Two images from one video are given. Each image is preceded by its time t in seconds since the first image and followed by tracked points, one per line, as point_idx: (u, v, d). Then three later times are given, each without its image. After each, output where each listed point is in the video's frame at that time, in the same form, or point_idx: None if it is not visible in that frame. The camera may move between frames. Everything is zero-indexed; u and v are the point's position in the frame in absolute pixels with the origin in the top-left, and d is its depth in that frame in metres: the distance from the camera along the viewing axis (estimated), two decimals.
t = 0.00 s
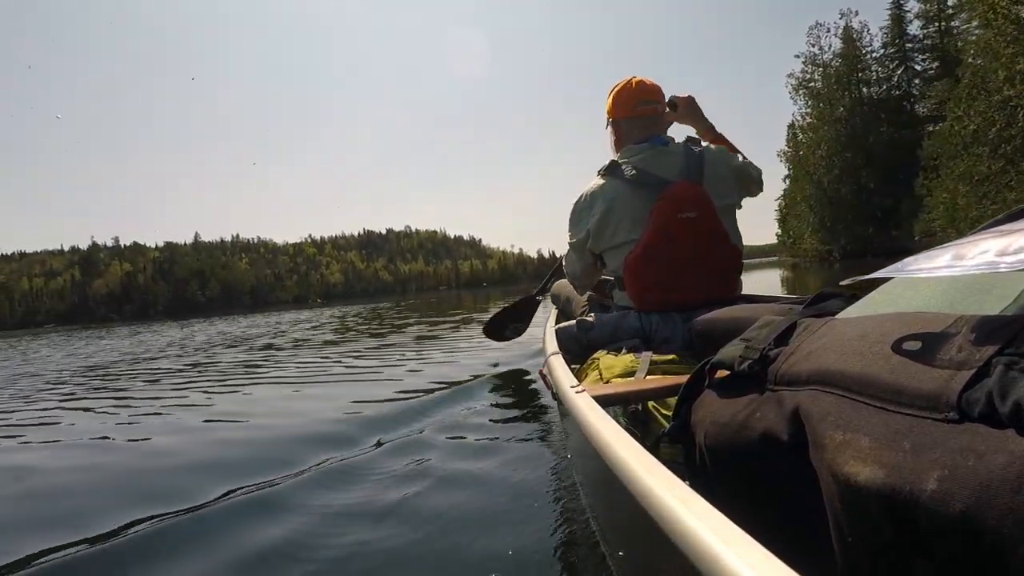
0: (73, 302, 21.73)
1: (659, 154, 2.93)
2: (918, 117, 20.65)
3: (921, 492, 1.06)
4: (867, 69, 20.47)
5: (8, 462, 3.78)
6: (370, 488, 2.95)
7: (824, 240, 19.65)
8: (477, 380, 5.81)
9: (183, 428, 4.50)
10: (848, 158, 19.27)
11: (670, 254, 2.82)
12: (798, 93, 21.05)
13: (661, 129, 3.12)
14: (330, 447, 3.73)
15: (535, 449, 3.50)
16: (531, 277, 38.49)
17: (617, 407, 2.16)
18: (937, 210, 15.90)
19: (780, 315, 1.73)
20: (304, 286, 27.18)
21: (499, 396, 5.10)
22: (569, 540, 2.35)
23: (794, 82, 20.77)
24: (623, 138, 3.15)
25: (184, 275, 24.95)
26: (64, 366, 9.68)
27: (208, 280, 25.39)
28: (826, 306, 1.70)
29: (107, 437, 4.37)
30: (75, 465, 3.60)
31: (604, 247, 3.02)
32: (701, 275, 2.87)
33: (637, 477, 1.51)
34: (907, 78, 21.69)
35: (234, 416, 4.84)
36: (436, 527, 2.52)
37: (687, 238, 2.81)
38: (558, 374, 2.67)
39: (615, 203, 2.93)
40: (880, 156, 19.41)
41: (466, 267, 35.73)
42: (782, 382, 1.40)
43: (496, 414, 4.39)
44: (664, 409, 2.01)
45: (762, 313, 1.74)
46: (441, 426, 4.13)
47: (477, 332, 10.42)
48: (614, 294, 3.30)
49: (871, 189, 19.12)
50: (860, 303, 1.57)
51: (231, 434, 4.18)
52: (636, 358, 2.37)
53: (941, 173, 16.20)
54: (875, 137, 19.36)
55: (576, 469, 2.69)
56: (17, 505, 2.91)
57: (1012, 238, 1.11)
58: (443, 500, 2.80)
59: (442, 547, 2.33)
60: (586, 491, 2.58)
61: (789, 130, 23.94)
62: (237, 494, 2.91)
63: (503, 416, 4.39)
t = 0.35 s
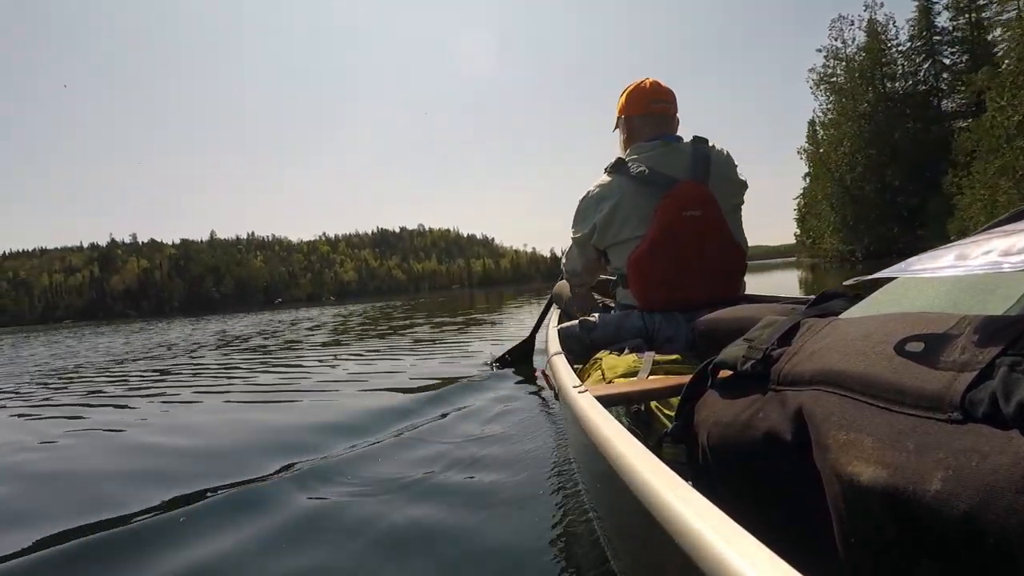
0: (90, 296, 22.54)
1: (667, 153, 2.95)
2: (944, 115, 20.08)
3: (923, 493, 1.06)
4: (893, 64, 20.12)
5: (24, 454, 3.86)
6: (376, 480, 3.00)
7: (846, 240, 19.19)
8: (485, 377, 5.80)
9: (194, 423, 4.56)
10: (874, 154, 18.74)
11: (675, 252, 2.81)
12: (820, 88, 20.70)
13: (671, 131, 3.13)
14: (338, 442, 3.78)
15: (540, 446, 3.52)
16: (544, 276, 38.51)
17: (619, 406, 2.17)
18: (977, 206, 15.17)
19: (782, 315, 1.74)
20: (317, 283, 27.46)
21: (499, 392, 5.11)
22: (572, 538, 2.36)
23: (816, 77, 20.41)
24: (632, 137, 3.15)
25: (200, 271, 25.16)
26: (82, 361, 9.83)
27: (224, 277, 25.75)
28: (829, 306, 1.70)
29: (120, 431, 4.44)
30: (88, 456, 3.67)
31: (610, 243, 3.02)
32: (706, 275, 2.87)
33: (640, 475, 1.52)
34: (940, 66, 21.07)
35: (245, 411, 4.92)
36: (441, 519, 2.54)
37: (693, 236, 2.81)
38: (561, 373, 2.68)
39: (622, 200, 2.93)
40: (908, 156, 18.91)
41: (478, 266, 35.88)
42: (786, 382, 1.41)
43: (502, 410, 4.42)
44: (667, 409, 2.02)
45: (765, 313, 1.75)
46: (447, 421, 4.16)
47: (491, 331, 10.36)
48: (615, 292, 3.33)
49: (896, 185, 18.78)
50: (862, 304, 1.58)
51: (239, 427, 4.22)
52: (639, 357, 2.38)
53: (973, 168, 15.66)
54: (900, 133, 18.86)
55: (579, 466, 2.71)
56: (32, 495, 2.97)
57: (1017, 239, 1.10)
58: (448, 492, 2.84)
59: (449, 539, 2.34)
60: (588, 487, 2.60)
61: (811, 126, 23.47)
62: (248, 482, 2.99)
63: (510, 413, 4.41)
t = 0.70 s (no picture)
0: (103, 296, 22.89)
1: (677, 152, 2.96)
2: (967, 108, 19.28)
3: (930, 493, 1.05)
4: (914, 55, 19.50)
5: (38, 456, 3.93)
6: (369, 478, 3.05)
7: (865, 237, 19.05)
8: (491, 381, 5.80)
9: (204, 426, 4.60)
10: (894, 150, 18.20)
11: (681, 249, 2.81)
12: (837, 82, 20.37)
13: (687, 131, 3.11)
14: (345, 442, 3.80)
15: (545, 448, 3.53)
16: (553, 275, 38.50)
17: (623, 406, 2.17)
18: (1013, 199, 13.92)
19: (787, 315, 1.74)
20: (327, 283, 27.61)
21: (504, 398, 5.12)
22: (576, 539, 2.37)
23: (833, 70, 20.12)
24: (648, 135, 3.15)
25: (211, 271, 25.28)
26: (96, 361, 9.94)
27: (235, 277, 25.97)
28: (834, 306, 1.69)
29: (132, 433, 4.49)
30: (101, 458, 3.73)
31: (617, 233, 3.01)
32: (711, 276, 2.87)
33: (644, 475, 1.53)
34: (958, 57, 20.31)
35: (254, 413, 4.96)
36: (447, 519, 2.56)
37: (700, 235, 2.81)
38: (565, 373, 2.69)
39: (630, 192, 2.92)
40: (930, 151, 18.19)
41: (487, 266, 35.94)
42: (791, 382, 1.41)
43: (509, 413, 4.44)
44: (671, 409, 2.03)
45: (769, 313, 1.74)
46: (452, 424, 4.18)
47: (501, 332, 10.30)
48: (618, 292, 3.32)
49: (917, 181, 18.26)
50: (867, 304, 1.57)
51: (249, 429, 4.26)
52: (644, 358, 2.38)
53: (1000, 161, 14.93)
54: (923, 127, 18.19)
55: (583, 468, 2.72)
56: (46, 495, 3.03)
57: None
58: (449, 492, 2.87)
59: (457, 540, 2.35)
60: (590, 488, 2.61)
61: (827, 121, 23.07)
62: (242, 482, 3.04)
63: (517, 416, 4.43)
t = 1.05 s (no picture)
0: (115, 306, 23.19)
1: (684, 153, 2.94)
2: (988, 87, 17.86)
3: (937, 492, 1.05)
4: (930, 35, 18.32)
5: (54, 472, 4.01)
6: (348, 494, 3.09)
7: (883, 226, 18.86)
8: (500, 386, 5.80)
9: (216, 436, 4.67)
10: (910, 136, 17.49)
11: (689, 253, 2.82)
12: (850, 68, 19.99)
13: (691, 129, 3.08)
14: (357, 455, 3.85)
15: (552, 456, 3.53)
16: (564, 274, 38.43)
17: (627, 407, 2.18)
18: None
19: (793, 315, 1.73)
20: (336, 287, 27.74)
21: (512, 403, 5.13)
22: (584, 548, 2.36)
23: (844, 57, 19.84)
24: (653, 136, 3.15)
25: (221, 278, 25.47)
26: (111, 370, 10.07)
27: (243, 283, 26.20)
28: (840, 305, 1.69)
29: (147, 445, 4.56)
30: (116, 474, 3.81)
31: (633, 221, 2.88)
32: (719, 278, 2.88)
33: (649, 477, 1.53)
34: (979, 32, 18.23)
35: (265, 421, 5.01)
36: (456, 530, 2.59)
37: (707, 237, 2.81)
38: (568, 373, 2.69)
39: (644, 189, 2.85)
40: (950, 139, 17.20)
41: (496, 266, 36.04)
42: (796, 383, 1.42)
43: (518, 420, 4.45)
44: (675, 409, 2.04)
45: (774, 313, 1.75)
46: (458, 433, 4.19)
47: (511, 332, 10.24)
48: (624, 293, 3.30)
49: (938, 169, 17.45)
50: (872, 304, 1.57)
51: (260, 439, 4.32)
52: (647, 359, 2.38)
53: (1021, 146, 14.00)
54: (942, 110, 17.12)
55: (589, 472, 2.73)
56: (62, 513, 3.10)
57: None
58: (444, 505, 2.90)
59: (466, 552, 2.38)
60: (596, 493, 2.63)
61: (839, 109, 22.61)
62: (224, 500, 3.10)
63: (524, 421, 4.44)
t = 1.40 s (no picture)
0: (119, 312, 23.39)
1: (675, 155, 2.94)
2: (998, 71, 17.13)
3: (938, 492, 1.05)
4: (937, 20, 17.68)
5: (62, 490, 4.06)
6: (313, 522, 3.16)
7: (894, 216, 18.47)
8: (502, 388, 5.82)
9: (220, 446, 4.72)
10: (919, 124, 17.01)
11: (685, 255, 2.83)
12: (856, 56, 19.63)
13: (678, 130, 3.09)
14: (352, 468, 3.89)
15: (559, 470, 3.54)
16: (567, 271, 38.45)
17: (628, 408, 2.19)
18: None
19: (792, 315, 1.74)
20: (339, 288, 27.85)
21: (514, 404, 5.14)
22: None
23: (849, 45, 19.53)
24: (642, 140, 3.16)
25: (224, 281, 25.60)
26: (117, 377, 10.15)
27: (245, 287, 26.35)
28: (839, 305, 1.69)
29: (152, 457, 4.60)
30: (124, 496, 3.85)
31: (627, 231, 2.89)
32: (716, 279, 2.88)
33: (650, 478, 1.53)
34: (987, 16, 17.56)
35: (268, 429, 5.05)
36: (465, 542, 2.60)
37: (703, 239, 2.82)
38: (568, 373, 2.70)
39: (637, 196, 2.85)
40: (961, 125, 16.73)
41: (499, 266, 36.13)
42: (797, 382, 1.42)
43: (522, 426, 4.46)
44: (676, 409, 2.05)
45: (773, 313, 1.75)
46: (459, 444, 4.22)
47: (514, 330, 10.20)
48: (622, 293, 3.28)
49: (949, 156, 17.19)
50: (872, 303, 1.57)
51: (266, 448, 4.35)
52: (647, 359, 2.39)
53: None
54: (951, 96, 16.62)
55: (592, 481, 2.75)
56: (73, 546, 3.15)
57: None
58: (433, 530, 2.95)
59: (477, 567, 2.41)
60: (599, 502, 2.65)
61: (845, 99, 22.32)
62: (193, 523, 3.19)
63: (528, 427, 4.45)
